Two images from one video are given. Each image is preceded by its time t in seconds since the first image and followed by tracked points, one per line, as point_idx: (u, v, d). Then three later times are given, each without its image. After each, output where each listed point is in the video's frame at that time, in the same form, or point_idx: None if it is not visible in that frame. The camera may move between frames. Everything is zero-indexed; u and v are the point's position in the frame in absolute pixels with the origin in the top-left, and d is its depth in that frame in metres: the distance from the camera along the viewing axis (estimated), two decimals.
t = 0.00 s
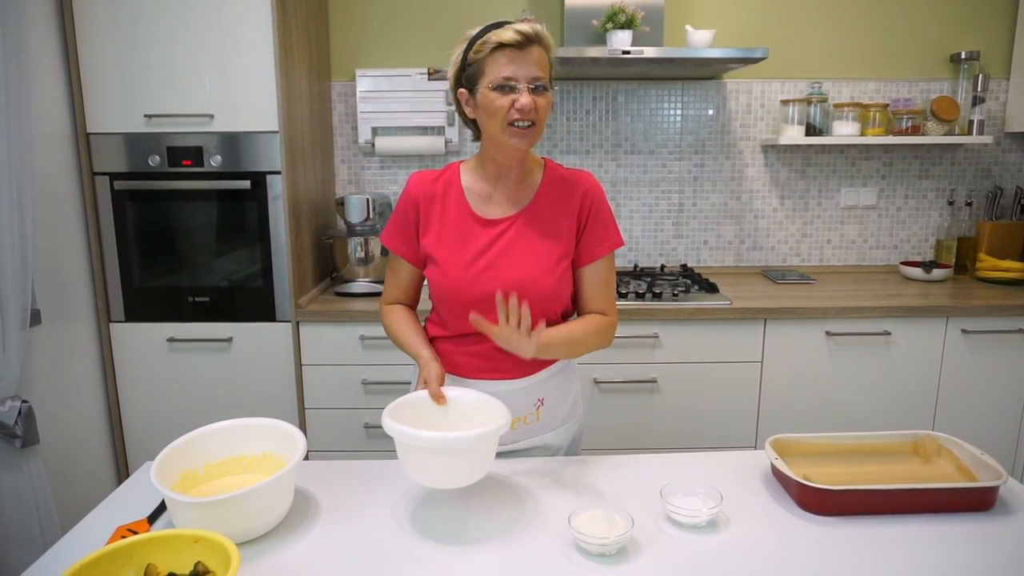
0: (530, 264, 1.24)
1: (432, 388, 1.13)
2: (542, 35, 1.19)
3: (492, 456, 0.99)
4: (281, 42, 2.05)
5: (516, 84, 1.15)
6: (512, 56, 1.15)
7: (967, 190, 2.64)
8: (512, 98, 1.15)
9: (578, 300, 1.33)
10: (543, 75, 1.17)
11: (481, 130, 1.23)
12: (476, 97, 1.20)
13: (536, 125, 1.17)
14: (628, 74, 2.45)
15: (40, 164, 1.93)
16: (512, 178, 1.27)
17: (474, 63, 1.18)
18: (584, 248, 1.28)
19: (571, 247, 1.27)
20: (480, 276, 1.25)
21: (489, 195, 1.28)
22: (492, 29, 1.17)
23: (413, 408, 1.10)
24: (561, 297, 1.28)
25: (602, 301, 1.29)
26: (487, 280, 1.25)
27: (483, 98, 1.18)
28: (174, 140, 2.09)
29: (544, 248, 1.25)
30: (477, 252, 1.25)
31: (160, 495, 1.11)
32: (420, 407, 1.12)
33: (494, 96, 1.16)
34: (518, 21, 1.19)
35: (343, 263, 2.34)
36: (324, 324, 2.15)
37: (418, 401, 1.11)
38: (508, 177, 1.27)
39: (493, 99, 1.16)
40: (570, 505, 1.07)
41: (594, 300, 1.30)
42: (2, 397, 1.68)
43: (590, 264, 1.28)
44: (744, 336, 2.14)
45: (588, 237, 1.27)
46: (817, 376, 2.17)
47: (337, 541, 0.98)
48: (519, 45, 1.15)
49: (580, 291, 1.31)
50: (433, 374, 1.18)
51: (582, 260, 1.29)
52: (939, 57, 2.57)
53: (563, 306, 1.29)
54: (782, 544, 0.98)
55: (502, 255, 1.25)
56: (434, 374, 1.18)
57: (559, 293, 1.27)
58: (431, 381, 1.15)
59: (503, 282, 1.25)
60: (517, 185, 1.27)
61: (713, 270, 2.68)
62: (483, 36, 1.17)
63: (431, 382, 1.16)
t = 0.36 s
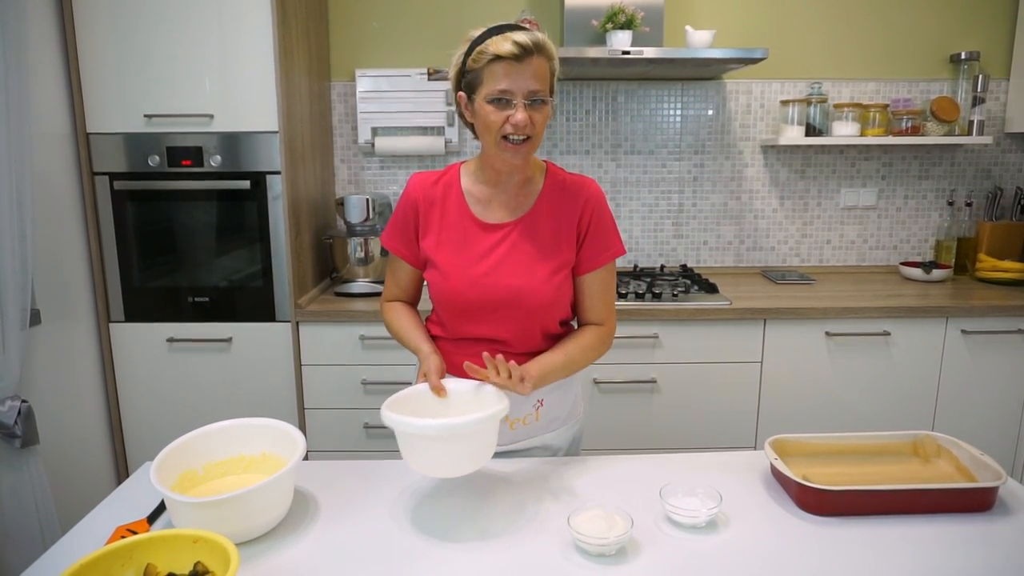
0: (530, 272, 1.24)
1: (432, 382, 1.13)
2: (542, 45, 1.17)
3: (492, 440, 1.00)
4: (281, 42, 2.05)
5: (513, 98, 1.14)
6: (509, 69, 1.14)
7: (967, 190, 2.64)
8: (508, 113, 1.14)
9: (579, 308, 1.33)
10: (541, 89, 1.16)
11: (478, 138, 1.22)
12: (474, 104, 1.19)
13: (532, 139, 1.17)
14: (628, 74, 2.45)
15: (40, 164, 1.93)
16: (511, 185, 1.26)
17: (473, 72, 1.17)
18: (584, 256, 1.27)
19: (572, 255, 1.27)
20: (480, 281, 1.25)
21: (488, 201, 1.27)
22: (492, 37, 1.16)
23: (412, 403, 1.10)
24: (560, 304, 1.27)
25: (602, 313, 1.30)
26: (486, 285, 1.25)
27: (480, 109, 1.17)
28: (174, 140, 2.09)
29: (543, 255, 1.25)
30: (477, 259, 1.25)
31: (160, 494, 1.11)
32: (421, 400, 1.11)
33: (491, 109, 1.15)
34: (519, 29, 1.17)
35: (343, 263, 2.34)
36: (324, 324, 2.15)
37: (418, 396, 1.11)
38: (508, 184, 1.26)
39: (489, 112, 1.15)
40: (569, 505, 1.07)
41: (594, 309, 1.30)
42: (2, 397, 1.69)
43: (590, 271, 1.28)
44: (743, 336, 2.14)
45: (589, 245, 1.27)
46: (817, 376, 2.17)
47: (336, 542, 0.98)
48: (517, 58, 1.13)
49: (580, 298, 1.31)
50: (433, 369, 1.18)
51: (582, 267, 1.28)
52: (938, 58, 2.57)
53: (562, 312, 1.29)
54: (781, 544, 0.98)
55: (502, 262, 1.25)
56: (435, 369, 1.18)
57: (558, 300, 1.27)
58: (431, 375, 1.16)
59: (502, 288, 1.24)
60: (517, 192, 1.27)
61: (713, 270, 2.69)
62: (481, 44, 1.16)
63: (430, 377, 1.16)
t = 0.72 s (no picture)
0: (531, 276, 1.25)
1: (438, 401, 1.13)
2: (554, 67, 1.13)
3: (498, 465, 1.00)
4: (282, 44, 2.05)
5: (522, 124, 1.12)
6: (520, 96, 1.10)
7: (966, 192, 2.64)
8: (516, 138, 1.12)
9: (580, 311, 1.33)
10: (550, 113, 1.14)
11: (482, 149, 1.21)
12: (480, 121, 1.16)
13: (537, 161, 1.16)
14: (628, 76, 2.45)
15: (40, 165, 1.94)
16: (512, 190, 1.26)
17: (481, 90, 1.14)
18: (585, 260, 1.28)
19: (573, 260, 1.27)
20: (481, 287, 1.25)
21: (489, 203, 1.27)
22: (502, 58, 1.11)
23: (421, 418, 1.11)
24: (561, 308, 1.28)
25: (604, 317, 1.30)
26: (487, 291, 1.25)
27: (487, 129, 1.15)
28: (174, 142, 2.09)
29: (544, 260, 1.25)
30: (478, 264, 1.25)
31: (160, 496, 1.11)
32: (425, 415, 1.12)
33: (498, 133, 1.13)
34: (530, 47, 1.12)
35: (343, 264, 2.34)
36: (324, 325, 2.15)
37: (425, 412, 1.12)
38: (508, 190, 1.26)
39: (498, 135, 1.13)
40: (570, 506, 1.07)
41: (597, 313, 1.30)
42: (2, 399, 1.68)
43: (591, 276, 1.29)
44: (744, 337, 2.14)
45: (590, 250, 1.27)
46: (817, 377, 2.17)
47: (336, 543, 0.98)
48: (529, 84, 1.10)
49: (581, 302, 1.32)
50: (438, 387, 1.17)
51: (583, 272, 1.29)
52: (938, 59, 2.57)
53: (563, 316, 1.30)
54: (781, 545, 0.98)
55: (503, 267, 1.25)
56: (440, 386, 1.17)
57: (559, 304, 1.27)
58: (436, 394, 1.15)
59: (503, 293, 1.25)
60: (517, 196, 1.26)
61: (713, 271, 2.69)
62: (491, 64, 1.11)
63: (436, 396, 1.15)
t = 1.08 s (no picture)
0: (534, 279, 1.25)
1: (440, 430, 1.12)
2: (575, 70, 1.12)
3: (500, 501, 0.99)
4: (282, 44, 2.05)
5: (543, 125, 1.12)
6: (543, 97, 1.10)
7: (967, 192, 2.64)
8: (537, 140, 1.12)
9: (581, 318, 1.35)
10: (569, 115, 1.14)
11: (496, 148, 1.20)
12: (497, 121, 1.15)
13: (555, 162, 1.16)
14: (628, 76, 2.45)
15: (41, 166, 1.94)
16: (521, 190, 1.26)
17: (501, 91, 1.12)
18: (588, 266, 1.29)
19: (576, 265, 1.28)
20: (484, 286, 1.25)
21: (497, 203, 1.26)
22: (524, 59, 1.10)
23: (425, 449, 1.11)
24: (562, 311, 1.28)
25: (608, 329, 1.31)
26: (489, 291, 1.24)
27: (507, 130, 1.14)
28: (175, 142, 2.09)
29: (548, 263, 1.26)
30: (482, 264, 1.25)
31: (161, 496, 1.11)
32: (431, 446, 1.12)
33: (519, 134, 1.13)
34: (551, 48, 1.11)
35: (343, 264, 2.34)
36: (325, 325, 2.15)
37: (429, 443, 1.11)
38: (517, 189, 1.26)
39: (518, 137, 1.13)
40: (570, 506, 1.08)
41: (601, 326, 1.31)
42: (3, 399, 1.68)
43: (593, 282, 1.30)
44: (744, 338, 2.14)
45: (594, 256, 1.28)
46: (818, 377, 2.17)
47: (337, 544, 0.98)
48: (552, 87, 1.09)
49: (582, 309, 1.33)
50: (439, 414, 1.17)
51: (586, 277, 1.30)
52: (939, 60, 2.57)
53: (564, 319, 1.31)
54: (782, 545, 0.98)
55: (507, 268, 1.25)
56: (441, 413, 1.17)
57: (560, 307, 1.28)
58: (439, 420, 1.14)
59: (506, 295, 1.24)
60: (524, 197, 1.26)
61: (714, 271, 2.69)
62: (513, 64, 1.10)
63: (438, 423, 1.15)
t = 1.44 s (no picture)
0: (530, 278, 1.24)
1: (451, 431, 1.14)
2: (594, 53, 1.13)
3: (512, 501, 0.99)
4: (283, 44, 2.06)
5: (554, 97, 1.11)
6: (559, 68, 1.10)
7: (967, 192, 2.64)
8: (546, 111, 1.12)
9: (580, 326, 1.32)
10: (583, 95, 1.13)
11: (510, 129, 1.20)
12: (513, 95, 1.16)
13: (562, 141, 1.14)
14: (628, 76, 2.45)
15: (42, 166, 1.94)
16: (531, 182, 1.25)
17: (521, 62, 1.13)
18: (588, 274, 1.27)
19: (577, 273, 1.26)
20: (481, 277, 1.25)
21: (507, 195, 1.26)
22: (547, 32, 1.12)
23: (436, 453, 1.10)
24: (556, 314, 1.28)
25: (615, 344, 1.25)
26: (485, 283, 1.25)
27: (519, 100, 1.14)
28: (176, 142, 2.10)
29: (547, 264, 1.25)
30: (482, 255, 1.25)
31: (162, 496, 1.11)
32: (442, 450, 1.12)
33: (530, 104, 1.12)
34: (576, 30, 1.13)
35: (343, 264, 2.34)
36: (326, 325, 2.16)
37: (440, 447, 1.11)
38: (528, 180, 1.25)
39: (529, 106, 1.12)
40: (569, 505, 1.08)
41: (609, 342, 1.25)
42: (5, 399, 1.69)
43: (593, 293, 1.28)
44: (744, 337, 2.14)
45: (595, 265, 1.27)
46: (817, 377, 2.18)
47: (338, 543, 0.98)
48: (568, 60, 1.10)
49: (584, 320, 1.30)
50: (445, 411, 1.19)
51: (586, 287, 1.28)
52: (939, 60, 2.57)
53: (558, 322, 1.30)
54: (781, 544, 0.98)
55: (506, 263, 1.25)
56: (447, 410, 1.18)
57: (555, 310, 1.27)
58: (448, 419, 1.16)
59: (501, 289, 1.25)
60: (536, 191, 1.26)
61: (714, 271, 2.69)
62: (536, 36, 1.12)
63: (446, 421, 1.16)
